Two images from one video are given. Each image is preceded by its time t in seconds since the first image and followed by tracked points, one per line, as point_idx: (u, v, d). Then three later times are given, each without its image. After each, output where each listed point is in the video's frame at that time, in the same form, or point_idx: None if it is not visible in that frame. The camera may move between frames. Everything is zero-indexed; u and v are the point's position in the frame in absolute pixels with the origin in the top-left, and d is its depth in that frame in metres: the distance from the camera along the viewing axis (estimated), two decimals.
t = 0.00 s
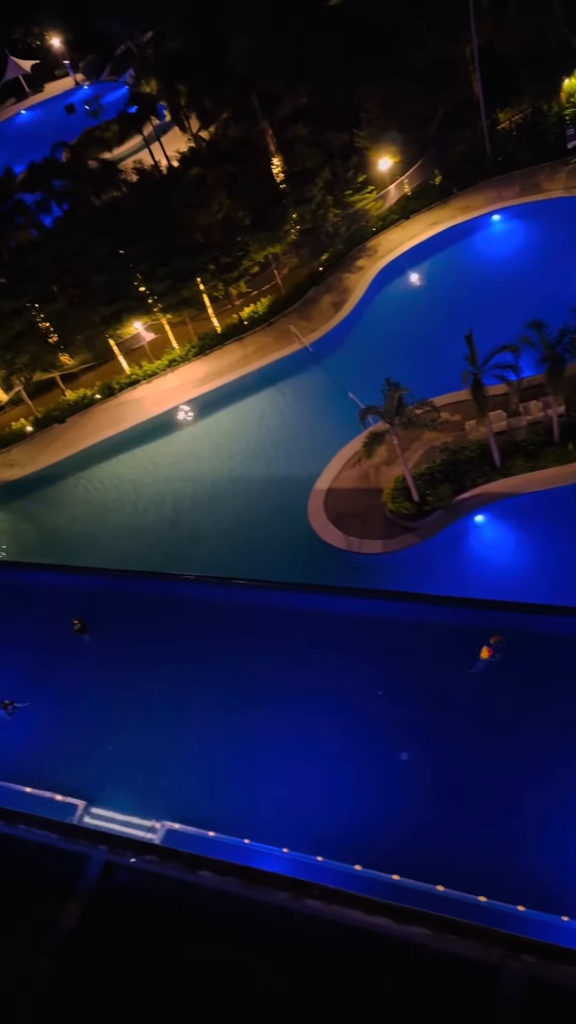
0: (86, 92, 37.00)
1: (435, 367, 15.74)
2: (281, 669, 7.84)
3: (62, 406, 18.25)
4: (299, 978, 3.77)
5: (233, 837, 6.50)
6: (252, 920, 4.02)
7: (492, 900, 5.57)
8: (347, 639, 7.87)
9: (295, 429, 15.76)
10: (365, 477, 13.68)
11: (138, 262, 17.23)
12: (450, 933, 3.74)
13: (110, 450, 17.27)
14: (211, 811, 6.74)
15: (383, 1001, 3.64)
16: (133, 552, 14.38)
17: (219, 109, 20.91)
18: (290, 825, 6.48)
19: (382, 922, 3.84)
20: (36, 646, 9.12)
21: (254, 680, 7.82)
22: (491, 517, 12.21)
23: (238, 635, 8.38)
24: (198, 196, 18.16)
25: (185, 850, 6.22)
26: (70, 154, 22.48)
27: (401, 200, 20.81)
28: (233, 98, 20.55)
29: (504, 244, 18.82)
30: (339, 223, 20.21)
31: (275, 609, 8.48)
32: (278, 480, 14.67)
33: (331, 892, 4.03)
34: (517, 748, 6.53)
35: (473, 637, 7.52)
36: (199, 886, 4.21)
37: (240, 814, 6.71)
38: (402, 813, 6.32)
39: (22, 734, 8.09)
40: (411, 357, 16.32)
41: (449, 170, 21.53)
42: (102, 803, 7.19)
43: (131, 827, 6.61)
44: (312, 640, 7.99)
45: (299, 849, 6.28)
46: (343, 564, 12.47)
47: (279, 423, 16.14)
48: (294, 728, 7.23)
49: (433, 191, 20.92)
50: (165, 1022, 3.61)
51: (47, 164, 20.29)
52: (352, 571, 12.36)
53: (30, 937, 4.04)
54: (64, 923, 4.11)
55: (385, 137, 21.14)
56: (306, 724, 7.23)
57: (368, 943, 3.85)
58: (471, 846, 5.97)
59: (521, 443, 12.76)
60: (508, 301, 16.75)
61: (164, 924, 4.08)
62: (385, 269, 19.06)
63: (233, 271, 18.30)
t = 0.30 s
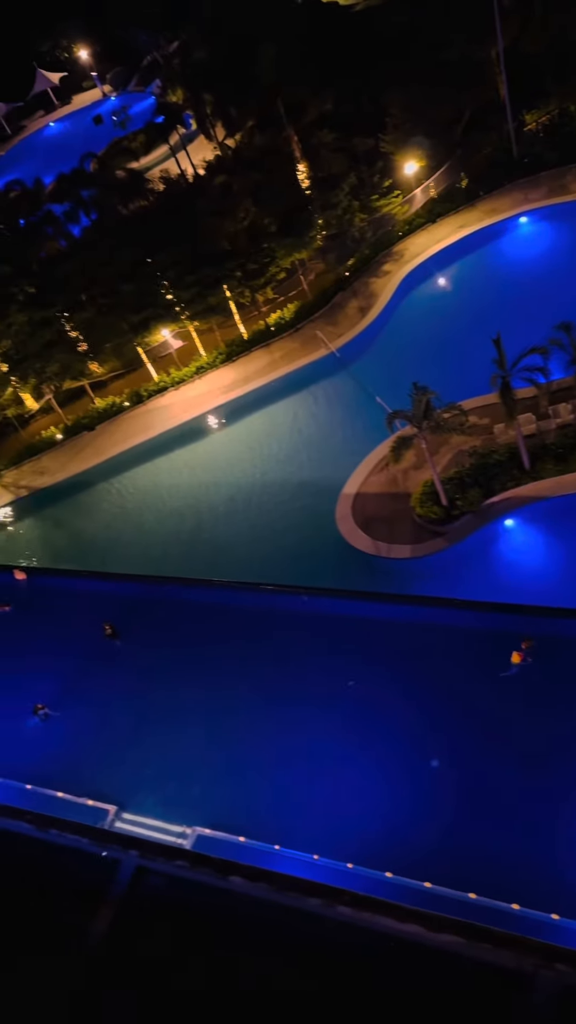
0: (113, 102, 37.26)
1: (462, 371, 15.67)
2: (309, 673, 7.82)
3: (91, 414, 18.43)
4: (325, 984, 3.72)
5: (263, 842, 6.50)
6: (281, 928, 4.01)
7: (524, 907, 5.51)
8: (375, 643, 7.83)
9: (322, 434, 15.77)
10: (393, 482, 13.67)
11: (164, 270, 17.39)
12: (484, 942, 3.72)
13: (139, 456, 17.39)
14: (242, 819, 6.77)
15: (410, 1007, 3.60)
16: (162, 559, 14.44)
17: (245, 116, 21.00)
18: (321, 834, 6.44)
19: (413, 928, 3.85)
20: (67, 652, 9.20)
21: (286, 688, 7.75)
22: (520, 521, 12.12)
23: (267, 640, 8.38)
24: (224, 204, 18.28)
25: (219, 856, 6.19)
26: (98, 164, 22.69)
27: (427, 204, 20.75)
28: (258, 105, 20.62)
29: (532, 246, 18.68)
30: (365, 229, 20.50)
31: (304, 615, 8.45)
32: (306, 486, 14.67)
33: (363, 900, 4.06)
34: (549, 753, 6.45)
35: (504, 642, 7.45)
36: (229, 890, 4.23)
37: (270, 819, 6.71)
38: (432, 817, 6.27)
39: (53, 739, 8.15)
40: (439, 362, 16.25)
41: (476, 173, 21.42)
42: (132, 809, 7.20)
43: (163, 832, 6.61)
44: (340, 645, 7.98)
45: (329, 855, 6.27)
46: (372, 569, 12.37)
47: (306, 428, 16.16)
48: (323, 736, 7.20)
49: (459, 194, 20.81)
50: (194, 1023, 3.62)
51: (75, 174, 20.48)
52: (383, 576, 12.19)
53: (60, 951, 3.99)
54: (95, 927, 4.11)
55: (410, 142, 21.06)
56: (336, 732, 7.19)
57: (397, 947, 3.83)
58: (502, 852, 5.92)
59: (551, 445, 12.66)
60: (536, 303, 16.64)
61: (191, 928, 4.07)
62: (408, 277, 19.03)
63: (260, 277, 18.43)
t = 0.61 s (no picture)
0: (138, 112, 37.60)
1: (488, 374, 15.60)
2: (337, 680, 7.78)
3: (118, 421, 18.58)
4: (354, 992, 3.70)
5: (291, 848, 6.44)
6: (305, 936, 3.97)
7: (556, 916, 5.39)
8: (401, 648, 7.77)
9: (348, 439, 15.77)
10: (419, 485, 13.61)
11: (190, 277, 17.49)
12: (514, 949, 3.69)
13: (166, 462, 17.49)
14: (269, 825, 6.74)
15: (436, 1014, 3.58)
16: (190, 564, 14.52)
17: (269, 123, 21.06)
18: (350, 841, 6.39)
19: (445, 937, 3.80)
20: (97, 657, 9.27)
21: (305, 687, 7.82)
22: (549, 524, 11.99)
23: (291, 644, 8.40)
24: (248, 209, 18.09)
25: (247, 861, 6.15)
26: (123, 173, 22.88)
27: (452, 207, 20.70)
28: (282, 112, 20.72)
29: (559, 247, 18.54)
30: (390, 231, 20.33)
31: (330, 620, 8.45)
32: (331, 490, 14.68)
33: (393, 907, 3.98)
34: None
35: (533, 647, 7.38)
36: (257, 896, 4.20)
37: (297, 824, 6.67)
38: (462, 824, 6.17)
39: (83, 744, 8.21)
40: (465, 366, 16.16)
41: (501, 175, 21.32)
42: (161, 814, 7.24)
43: (192, 839, 6.63)
44: (367, 650, 7.94)
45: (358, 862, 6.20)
46: (400, 574, 12.31)
47: (332, 433, 16.15)
48: (350, 743, 7.14)
49: (484, 197, 20.71)
50: None
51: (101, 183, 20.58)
52: (411, 580, 12.18)
53: (91, 961, 4.00)
54: (124, 931, 4.14)
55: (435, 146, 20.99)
56: (363, 737, 7.13)
57: (423, 953, 3.80)
58: (533, 860, 5.82)
59: None
60: (562, 305, 16.50)
61: (220, 931, 4.07)
62: (432, 281, 18.98)
63: (284, 283, 18.48)
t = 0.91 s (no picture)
0: (161, 121, 37.83)
1: (513, 377, 15.50)
2: (362, 685, 7.73)
3: (143, 428, 18.71)
4: (383, 999, 3.67)
5: (317, 854, 6.38)
6: (339, 944, 3.94)
7: None
8: (426, 653, 7.72)
9: (373, 444, 15.74)
10: (444, 490, 13.56)
11: (214, 284, 17.61)
12: (544, 958, 3.66)
13: (190, 469, 17.56)
14: (294, 831, 6.71)
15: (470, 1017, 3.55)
16: (214, 570, 14.59)
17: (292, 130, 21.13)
18: (376, 845, 6.32)
19: (473, 944, 3.75)
20: (125, 661, 9.34)
21: (331, 692, 7.81)
22: None
23: (317, 650, 8.39)
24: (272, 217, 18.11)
25: (274, 867, 6.13)
26: (148, 181, 23.05)
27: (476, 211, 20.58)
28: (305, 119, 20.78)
29: None
30: (413, 238, 20.62)
31: (356, 625, 8.45)
32: (356, 495, 14.67)
33: (421, 915, 3.96)
34: None
35: (560, 650, 7.25)
36: (285, 902, 4.20)
37: (324, 829, 6.63)
38: (489, 831, 6.08)
39: (111, 750, 8.25)
40: (490, 369, 16.06)
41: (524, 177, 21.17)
42: (188, 819, 7.24)
43: (218, 845, 6.64)
44: (393, 655, 7.88)
45: (385, 868, 6.13)
46: (426, 580, 12.26)
47: (356, 437, 16.15)
48: (373, 749, 7.06)
49: (508, 200, 20.57)
50: None
51: (126, 192, 20.80)
52: (429, 585, 12.19)
53: (119, 966, 3.99)
54: (154, 937, 4.13)
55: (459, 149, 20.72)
56: (386, 744, 7.06)
57: (453, 961, 3.75)
58: (563, 868, 5.69)
59: None
60: None
61: (248, 939, 4.04)
62: (456, 285, 18.86)
63: (308, 289, 18.52)
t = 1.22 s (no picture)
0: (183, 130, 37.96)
1: (537, 380, 15.40)
2: (386, 690, 7.68)
3: (167, 434, 18.83)
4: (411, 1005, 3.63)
5: (344, 861, 6.35)
6: (371, 952, 3.91)
7: None
8: (451, 659, 7.65)
9: (395, 449, 15.69)
10: (468, 494, 13.48)
11: (236, 290, 17.67)
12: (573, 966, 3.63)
13: (214, 475, 17.61)
14: (320, 838, 6.66)
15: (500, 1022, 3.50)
16: (239, 575, 14.62)
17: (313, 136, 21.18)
18: (403, 854, 6.26)
19: (503, 953, 3.70)
20: (151, 667, 9.38)
21: (356, 697, 7.78)
22: None
23: (341, 655, 8.37)
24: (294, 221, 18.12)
25: (300, 874, 6.10)
26: (169, 189, 23.20)
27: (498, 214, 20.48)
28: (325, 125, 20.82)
29: None
30: (435, 241, 20.34)
31: (382, 629, 8.37)
32: (379, 500, 14.65)
33: (449, 922, 3.93)
34: None
35: None
36: (311, 908, 4.18)
37: (350, 835, 6.60)
38: (517, 838, 5.98)
39: (137, 756, 8.28)
40: (515, 373, 15.96)
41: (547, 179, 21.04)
42: (214, 824, 7.22)
43: (243, 849, 6.59)
44: (418, 660, 7.83)
45: (412, 876, 6.07)
46: (451, 585, 12.19)
47: (379, 442, 16.12)
48: (399, 756, 7.01)
49: (531, 201, 20.35)
50: None
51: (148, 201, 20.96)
52: (454, 590, 12.14)
53: (146, 972, 3.99)
54: (180, 943, 4.12)
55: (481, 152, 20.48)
56: (412, 750, 6.99)
57: (483, 970, 3.71)
58: None
59: None
60: None
61: (275, 946, 4.04)
62: (479, 289, 18.77)
63: (329, 294, 18.55)
